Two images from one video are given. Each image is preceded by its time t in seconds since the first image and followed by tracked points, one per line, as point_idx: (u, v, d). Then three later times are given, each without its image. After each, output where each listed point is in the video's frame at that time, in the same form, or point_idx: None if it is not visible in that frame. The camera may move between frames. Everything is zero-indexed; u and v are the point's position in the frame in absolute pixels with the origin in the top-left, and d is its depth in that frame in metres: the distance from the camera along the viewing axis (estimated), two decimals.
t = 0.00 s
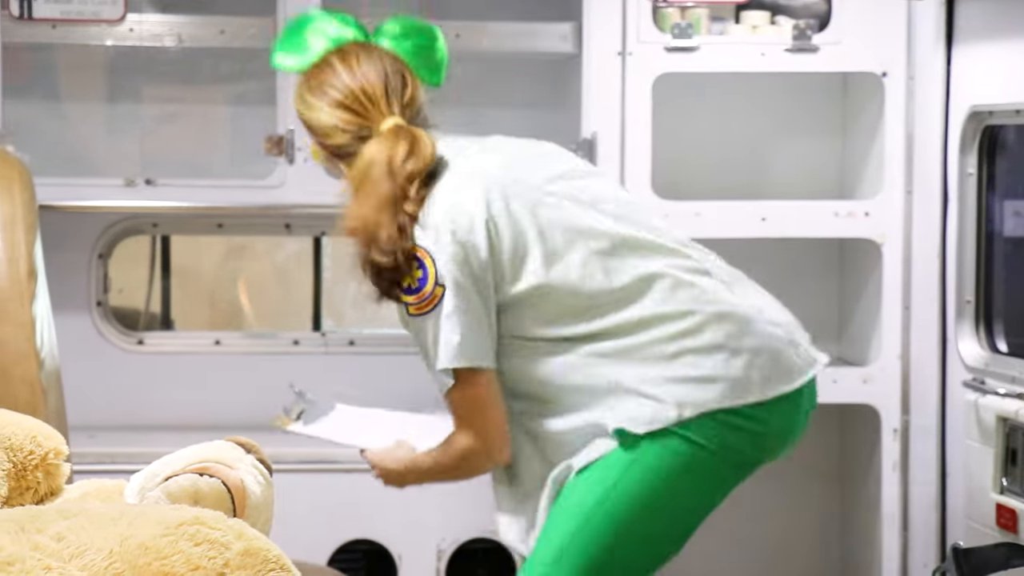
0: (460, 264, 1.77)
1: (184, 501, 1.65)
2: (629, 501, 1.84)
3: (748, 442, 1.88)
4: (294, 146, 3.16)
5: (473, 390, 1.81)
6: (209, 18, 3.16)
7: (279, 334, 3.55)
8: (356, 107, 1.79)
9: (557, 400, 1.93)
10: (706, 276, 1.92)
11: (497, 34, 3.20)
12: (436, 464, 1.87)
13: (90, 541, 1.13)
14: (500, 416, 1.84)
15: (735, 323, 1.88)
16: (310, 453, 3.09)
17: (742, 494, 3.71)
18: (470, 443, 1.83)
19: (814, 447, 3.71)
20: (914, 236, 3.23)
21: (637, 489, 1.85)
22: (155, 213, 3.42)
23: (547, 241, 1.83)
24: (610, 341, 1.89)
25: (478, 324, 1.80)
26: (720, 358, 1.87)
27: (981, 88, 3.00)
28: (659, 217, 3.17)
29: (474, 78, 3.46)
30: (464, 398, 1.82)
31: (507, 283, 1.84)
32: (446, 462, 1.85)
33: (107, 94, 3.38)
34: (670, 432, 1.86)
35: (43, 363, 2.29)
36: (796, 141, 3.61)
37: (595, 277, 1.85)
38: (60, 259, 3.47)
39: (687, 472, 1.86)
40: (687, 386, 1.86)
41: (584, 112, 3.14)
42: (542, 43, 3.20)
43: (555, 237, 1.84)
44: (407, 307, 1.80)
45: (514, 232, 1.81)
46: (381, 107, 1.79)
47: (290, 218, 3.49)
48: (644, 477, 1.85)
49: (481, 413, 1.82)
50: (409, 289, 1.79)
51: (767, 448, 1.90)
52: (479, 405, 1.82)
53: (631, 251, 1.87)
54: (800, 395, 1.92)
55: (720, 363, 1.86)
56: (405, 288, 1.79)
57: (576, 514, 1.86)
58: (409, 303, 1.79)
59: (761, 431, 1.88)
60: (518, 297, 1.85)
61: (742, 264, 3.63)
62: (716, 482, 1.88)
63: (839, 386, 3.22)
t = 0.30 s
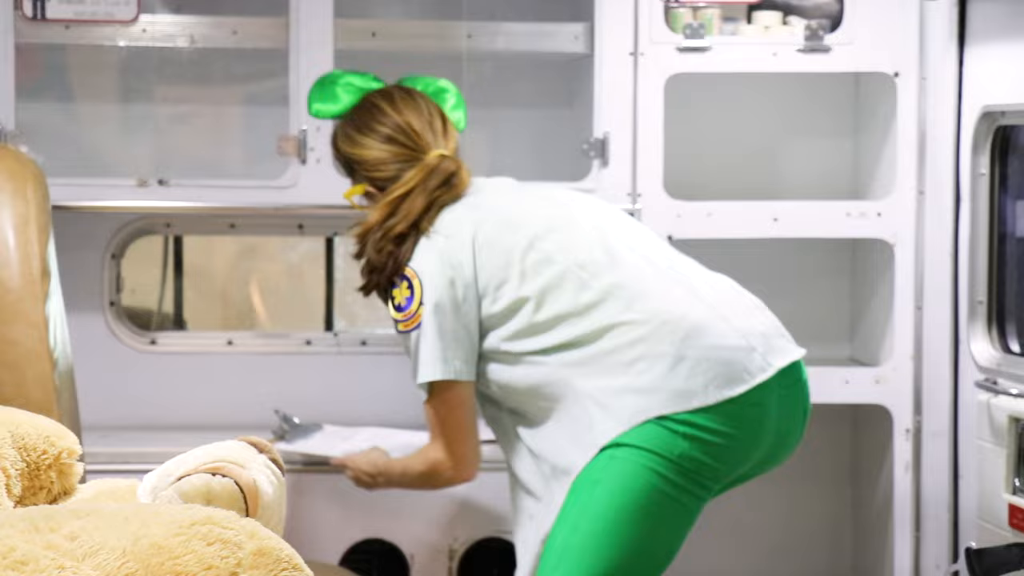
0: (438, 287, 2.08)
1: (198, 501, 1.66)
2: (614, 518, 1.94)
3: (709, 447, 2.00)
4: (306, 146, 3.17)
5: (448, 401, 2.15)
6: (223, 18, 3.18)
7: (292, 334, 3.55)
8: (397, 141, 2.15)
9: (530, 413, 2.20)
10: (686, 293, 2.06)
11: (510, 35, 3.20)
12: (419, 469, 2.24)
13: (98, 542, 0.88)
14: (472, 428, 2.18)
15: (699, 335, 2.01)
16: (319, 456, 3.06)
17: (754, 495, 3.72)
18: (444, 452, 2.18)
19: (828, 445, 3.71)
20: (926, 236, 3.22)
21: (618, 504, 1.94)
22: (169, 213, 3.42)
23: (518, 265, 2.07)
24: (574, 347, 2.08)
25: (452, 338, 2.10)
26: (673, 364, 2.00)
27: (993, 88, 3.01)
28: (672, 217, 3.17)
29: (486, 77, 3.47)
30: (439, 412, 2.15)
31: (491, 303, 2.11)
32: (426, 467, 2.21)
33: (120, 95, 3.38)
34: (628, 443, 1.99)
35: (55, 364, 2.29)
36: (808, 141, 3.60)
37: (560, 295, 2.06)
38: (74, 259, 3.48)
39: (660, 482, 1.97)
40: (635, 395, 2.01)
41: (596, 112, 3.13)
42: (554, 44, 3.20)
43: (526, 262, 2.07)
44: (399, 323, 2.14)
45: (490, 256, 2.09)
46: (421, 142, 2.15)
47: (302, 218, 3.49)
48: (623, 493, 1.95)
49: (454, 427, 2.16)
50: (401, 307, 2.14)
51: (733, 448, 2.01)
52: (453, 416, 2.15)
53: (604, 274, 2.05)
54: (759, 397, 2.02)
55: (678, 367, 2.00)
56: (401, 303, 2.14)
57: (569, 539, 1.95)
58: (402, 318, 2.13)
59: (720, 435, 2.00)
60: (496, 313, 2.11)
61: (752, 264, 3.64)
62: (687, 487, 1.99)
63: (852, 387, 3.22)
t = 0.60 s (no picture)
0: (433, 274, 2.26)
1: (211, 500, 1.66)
2: (625, 507, 2.00)
3: (709, 426, 2.07)
4: (320, 147, 3.17)
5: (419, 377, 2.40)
6: (237, 19, 3.18)
7: (305, 334, 3.56)
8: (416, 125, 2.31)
9: (523, 387, 2.34)
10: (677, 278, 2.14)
11: (524, 35, 3.20)
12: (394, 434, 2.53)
13: (116, 542, 0.87)
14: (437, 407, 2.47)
15: (686, 313, 2.10)
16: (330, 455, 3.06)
17: (768, 496, 3.71)
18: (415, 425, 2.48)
19: (841, 446, 3.70)
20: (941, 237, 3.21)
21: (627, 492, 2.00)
22: (183, 213, 3.43)
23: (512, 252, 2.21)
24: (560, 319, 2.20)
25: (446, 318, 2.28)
26: (661, 338, 2.09)
27: (1007, 88, 3.02)
28: (686, 216, 3.16)
29: (499, 78, 3.47)
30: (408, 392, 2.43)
31: (487, 285, 2.26)
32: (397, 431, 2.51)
33: (134, 95, 3.39)
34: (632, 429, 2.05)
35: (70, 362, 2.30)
36: (822, 141, 3.60)
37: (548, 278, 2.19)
38: (89, 260, 3.49)
39: (664, 466, 2.03)
40: (620, 368, 2.11)
41: (610, 112, 3.12)
42: (567, 44, 3.20)
43: (519, 248, 2.21)
44: (393, 304, 2.34)
45: (489, 241, 2.24)
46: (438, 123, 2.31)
47: (315, 218, 3.49)
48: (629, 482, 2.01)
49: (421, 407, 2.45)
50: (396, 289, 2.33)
51: (733, 424, 2.09)
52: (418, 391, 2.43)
53: (593, 257, 2.16)
54: (755, 370, 2.11)
55: (660, 341, 2.09)
56: (395, 286, 2.33)
57: (581, 531, 2.01)
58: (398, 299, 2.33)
59: (719, 412, 2.08)
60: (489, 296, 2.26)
61: (767, 264, 3.63)
62: (692, 468, 2.06)
63: (866, 387, 3.22)
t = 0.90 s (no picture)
0: (449, 261, 2.01)
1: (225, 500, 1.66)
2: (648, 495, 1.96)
3: (737, 416, 2.05)
4: (333, 147, 3.17)
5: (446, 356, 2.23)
6: (249, 19, 3.19)
7: (318, 334, 3.56)
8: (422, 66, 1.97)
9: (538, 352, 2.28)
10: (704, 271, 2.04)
11: (537, 35, 3.20)
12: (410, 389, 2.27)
13: (130, 540, 0.87)
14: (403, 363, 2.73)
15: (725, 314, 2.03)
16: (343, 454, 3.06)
17: (782, 496, 3.70)
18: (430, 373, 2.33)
19: (855, 446, 3.69)
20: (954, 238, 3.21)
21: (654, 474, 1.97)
22: (197, 213, 3.43)
23: (534, 237, 2.03)
24: (591, 302, 2.08)
25: (465, 301, 2.07)
26: (707, 336, 2.02)
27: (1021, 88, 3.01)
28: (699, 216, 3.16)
29: (512, 77, 3.46)
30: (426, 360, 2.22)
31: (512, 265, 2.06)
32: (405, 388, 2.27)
33: (147, 96, 3.39)
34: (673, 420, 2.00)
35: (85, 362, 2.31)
36: (834, 141, 3.59)
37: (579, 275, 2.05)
38: (102, 259, 3.49)
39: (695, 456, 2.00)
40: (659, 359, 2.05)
41: (623, 112, 3.13)
42: (580, 44, 3.20)
43: (545, 233, 2.03)
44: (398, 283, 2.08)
45: (512, 221, 2.02)
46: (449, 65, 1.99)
47: (328, 218, 3.49)
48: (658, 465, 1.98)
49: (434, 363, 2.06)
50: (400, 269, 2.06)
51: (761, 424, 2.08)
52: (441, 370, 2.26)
53: (630, 246, 2.04)
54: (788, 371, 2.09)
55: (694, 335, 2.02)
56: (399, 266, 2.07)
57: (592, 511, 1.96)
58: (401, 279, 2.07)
59: (749, 405, 2.05)
60: (502, 285, 2.13)
61: (779, 263, 3.63)
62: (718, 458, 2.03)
63: (879, 387, 3.22)
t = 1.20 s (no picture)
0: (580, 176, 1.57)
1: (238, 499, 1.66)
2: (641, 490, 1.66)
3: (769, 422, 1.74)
4: (347, 146, 3.18)
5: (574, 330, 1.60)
6: (264, 19, 3.20)
7: (332, 334, 3.56)
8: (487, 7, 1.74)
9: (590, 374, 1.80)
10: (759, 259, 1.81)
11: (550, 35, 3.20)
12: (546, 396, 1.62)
13: (144, 540, 0.95)
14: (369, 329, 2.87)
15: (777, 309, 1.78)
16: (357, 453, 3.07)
17: (794, 498, 3.70)
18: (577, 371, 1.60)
19: (869, 445, 3.69)
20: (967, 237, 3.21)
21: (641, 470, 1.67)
22: (210, 214, 3.44)
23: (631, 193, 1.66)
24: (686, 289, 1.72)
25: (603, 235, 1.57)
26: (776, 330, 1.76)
27: None
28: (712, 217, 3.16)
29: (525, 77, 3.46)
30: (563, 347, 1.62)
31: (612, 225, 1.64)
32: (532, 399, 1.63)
33: (161, 96, 3.40)
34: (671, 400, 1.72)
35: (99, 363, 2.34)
36: (849, 142, 3.59)
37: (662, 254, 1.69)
38: (116, 259, 3.50)
39: (701, 446, 1.69)
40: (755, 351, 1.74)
41: (636, 111, 3.14)
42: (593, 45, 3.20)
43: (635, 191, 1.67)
44: (527, 210, 1.55)
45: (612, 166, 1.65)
46: None
47: (342, 219, 3.50)
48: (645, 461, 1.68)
49: (616, 322, 1.56)
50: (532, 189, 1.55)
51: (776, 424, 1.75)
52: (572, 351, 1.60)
53: (709, 226, 1.76)
54: (816, 375, 1.82)
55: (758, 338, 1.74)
56: (527, 188, 1.55)
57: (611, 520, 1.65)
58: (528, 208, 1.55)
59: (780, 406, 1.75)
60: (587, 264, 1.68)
61: (793, 264, 3.63)
62: (730, 456, 1.71)
63: (893, 387, 3.21)
